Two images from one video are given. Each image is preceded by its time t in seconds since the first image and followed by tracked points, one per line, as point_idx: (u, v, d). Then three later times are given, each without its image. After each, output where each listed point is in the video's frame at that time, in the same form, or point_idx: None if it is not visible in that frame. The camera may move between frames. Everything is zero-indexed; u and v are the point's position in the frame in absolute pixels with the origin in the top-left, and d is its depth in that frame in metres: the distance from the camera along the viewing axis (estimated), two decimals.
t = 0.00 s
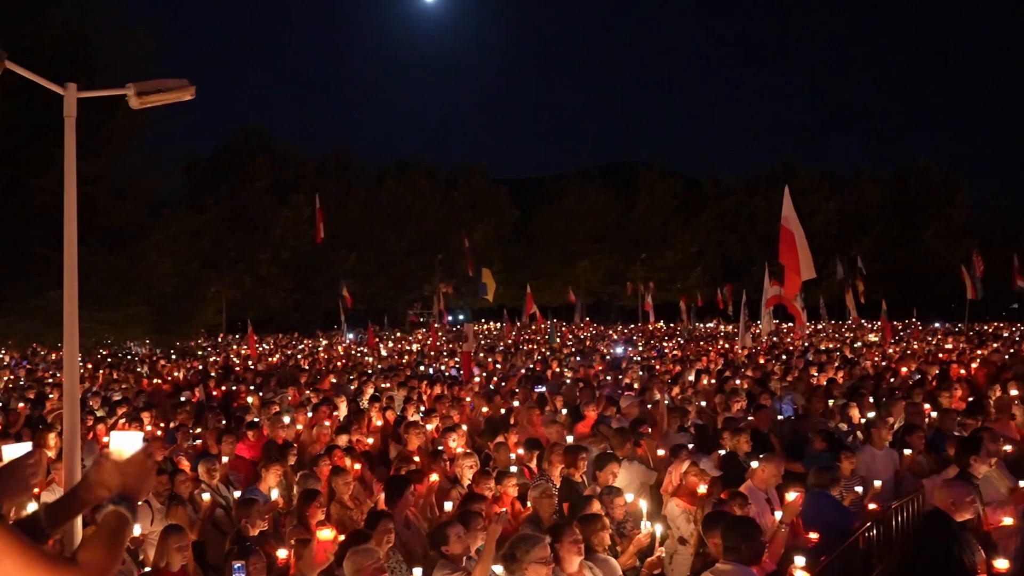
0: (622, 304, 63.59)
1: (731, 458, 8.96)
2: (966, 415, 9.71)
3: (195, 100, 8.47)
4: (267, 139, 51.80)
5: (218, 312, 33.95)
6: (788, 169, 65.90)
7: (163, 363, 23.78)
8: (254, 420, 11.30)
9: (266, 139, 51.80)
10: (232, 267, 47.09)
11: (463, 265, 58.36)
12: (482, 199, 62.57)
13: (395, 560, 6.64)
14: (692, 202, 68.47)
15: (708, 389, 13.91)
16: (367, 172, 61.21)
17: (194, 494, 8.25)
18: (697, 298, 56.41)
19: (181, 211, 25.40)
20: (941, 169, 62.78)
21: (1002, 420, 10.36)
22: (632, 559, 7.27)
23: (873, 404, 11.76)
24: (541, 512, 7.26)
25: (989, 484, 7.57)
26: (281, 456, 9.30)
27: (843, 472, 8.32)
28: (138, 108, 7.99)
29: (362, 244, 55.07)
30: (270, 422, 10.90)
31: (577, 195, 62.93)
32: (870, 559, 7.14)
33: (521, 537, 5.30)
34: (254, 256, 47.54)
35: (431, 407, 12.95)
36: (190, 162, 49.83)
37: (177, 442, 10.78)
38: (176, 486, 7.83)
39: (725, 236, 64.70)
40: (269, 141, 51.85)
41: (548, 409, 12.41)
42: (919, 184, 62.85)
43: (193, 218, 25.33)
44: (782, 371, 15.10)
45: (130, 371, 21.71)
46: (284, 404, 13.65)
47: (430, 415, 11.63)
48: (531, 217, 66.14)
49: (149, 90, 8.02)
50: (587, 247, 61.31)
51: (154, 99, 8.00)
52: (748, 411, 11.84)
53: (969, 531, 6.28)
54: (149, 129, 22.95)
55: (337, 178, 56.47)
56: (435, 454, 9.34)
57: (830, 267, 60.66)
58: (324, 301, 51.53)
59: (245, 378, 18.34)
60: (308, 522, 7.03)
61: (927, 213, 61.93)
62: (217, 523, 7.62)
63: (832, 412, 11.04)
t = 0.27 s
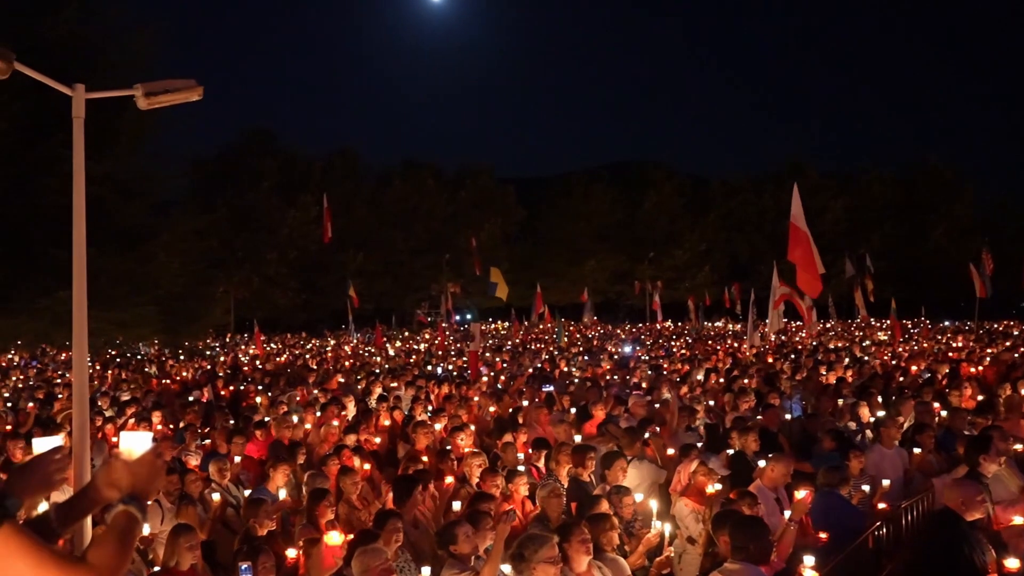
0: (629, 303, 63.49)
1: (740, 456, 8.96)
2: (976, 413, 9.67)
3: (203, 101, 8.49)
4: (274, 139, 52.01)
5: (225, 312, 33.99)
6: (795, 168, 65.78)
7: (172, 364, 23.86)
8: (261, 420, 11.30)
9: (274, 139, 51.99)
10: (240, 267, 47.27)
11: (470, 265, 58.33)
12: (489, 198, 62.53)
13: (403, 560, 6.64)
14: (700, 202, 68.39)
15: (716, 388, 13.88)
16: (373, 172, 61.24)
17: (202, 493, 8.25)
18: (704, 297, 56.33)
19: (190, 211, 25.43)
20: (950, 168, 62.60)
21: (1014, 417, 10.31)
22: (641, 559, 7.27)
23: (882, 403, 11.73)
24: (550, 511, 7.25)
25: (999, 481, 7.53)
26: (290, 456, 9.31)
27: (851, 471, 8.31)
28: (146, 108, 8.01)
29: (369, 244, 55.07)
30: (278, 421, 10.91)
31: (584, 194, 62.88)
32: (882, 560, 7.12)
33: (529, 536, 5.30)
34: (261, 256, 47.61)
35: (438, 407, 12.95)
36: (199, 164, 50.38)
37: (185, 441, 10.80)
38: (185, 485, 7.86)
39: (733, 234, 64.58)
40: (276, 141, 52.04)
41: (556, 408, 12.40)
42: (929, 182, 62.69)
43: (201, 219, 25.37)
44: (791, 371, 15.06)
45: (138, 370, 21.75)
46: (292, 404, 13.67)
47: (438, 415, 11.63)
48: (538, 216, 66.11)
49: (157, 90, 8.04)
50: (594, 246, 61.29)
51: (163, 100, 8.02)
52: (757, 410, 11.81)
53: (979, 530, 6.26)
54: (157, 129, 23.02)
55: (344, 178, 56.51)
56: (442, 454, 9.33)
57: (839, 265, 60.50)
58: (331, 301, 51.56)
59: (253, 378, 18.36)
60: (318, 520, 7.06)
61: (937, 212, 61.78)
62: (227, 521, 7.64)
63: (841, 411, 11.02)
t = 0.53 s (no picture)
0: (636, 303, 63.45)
1: (748, 456, 8.95)
2: (985, 413, 9.65)
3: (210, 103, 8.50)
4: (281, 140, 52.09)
5: (232, 313, 34.04)
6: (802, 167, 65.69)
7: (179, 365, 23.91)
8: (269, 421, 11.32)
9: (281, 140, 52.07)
10: (247, 268, 47.42)
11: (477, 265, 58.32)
12: (495, 198, 62.53)
13: (411, 560, 6.63)
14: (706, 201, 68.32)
15: (723, 388, 13.85)
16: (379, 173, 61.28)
17: (211, 494, 8.26)
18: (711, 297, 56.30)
19: (196, 212, 25.47)
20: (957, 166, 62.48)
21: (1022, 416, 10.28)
22: (649, 559, 7.27)
23: (890, 402, 11.70)
24: (557, 511, 7.25)
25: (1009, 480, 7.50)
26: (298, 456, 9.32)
27: (859, 471, 8.29)
28: (153, 110, 8.01)
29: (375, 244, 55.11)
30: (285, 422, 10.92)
31: (590, 194, 62.86)
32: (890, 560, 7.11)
33: (537, 536, 5.30)
34: (268, 256, 47.68)
35: (445, 407, 12.95)
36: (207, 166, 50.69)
37: (194, 441, 10.82)
38: (193, 486, 7.87)
39: (740, 233, 64.51)
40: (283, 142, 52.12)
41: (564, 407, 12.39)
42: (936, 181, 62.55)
43: (208, 220, 25.42)
44: (799, 370, 15.03)
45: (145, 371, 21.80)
46: (299, 404, 13.69)
47: (445, 415, 11.63)
48: (544, 216, 66.11)
49: (164, 91, 8.04)
50: (600, 245, 61.28)
51: (170, 101, 8.03)
52: (765, 410, 11.80)
53: (988, 530, 6.24)
54: (164, 130, 23.06)
55: (351, 179, 56.56)
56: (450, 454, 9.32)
57: (846, 265, 60.40)
58: (338, 301, 51.61)
59: (260, 379, 18.39)
60: (326, 521, 7.06)
61: (944, 210, 61.66)
62: (235, 522, 7.65)
63: (849, 411, 10.99)
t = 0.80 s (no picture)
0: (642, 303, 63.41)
1: (754, 457, 8.94)
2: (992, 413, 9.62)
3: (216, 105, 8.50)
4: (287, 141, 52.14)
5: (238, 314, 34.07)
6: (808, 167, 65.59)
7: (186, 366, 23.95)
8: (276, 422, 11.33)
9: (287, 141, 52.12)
10: (253, 269, 47.47)
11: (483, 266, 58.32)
12: (501, 198, 62.51)
13: (417, 560, 6.64)
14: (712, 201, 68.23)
15: (729, 389, 13.83)
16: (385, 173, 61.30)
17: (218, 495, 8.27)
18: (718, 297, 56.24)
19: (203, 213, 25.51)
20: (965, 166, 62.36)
21: None
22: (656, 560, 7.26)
23: (897, 403, 11.68)
24: (564, 512, 7.24)
25: (1017, 482, 7.47)
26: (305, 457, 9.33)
27: (867, 471, 8.28)
28: (160, 111, 8.01)
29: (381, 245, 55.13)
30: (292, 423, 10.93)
31: (596, 194, 62.83)
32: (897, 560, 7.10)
33: (543, 537, 5.29)
34: (275, 257, 47.74)
35: (451, 408, 12.95)
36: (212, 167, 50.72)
37: (201, 442, 10.83)
38: (200, 487, 7.88)
39: (746, 233, 64.42)
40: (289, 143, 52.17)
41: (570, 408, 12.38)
42: (944, 181, 62.43)
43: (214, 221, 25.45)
44: (806, 371, 15.01)
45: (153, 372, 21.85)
46: (305, 406, 13.70)
47: (451, 416, 11.63)
48: (550, 216, 66.10)
49: (170, 93, 8.05)
50: (606, 245, 61.25)
51: (176, 104, 8.04)
52: (771, 410, 11.78)
53: (996, 531, 6.22)
54: (171, 131, 23.09)
55: (357, 180, 56.59)
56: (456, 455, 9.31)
57: (853, 264, 60.30)
58: (344, 302, 51.65)
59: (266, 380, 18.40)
60: (333, 522, 7.07)
61: (951, 210, 61.56)
62: (242, 523, 7.66)
63: (857, 411, 10.96)
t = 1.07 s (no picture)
0: (649, 304, 63.34)
1: (761, 458, 8.93)
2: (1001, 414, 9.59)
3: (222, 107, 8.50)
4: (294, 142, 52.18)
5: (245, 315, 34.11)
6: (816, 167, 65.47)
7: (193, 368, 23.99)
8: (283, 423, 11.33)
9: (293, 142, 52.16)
10: (260, 270, 47.52)
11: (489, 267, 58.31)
12: (508, 199, 62.48)
13: (425, 561, 6.63)
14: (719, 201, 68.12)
15: (737, 389, 13.80)
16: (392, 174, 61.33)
17: (225, 496, 8.26)
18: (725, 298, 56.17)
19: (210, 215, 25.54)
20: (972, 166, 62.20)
21: None
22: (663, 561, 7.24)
23: (905, 404, 11.65)
24: (571, 513, 7.23)
25: None
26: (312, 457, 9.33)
27: (875, 472, 8.26)
28: (167, 113, 8.01)
29: (388, 246, 55.14)
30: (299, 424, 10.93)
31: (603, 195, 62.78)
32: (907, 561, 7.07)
33: (550, 539, 5.28)
34: (282, 259, 47.79)
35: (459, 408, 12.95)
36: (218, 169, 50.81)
37: (208, 443, 10.84)
38: (208, 488, 7.89)
39: (754, 234, 64.31)
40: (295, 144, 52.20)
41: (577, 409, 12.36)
42: (952, 181, 62.29)
43: (221, 222, 25.47)
44: (813, 372, 14.98)
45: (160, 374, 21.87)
46: (312, 406, 13.71)
47: (458, 417, 11.62)
48: (557, 217, 66.07)
49: (177, 95, 8.05)
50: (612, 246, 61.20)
51: (183, 106, 8.04)
52: (778, 411, 11.76)
53: (1005, 532, 6.21)
54: (178, 134, 23.12)
55: (364, 180, 56.61)
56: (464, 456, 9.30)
57: (860, 265, 60.20)
58: (351, 304, 51.69)
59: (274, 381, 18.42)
60: (342, 522, 7.08)
61: (959, 210, 61.42)
62: (251, 524, 7.67)
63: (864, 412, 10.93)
